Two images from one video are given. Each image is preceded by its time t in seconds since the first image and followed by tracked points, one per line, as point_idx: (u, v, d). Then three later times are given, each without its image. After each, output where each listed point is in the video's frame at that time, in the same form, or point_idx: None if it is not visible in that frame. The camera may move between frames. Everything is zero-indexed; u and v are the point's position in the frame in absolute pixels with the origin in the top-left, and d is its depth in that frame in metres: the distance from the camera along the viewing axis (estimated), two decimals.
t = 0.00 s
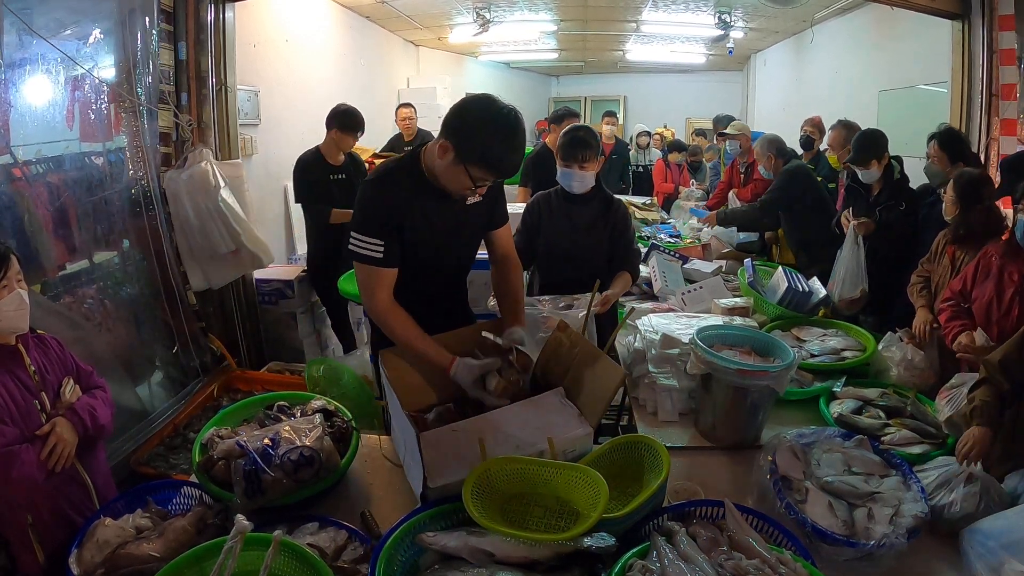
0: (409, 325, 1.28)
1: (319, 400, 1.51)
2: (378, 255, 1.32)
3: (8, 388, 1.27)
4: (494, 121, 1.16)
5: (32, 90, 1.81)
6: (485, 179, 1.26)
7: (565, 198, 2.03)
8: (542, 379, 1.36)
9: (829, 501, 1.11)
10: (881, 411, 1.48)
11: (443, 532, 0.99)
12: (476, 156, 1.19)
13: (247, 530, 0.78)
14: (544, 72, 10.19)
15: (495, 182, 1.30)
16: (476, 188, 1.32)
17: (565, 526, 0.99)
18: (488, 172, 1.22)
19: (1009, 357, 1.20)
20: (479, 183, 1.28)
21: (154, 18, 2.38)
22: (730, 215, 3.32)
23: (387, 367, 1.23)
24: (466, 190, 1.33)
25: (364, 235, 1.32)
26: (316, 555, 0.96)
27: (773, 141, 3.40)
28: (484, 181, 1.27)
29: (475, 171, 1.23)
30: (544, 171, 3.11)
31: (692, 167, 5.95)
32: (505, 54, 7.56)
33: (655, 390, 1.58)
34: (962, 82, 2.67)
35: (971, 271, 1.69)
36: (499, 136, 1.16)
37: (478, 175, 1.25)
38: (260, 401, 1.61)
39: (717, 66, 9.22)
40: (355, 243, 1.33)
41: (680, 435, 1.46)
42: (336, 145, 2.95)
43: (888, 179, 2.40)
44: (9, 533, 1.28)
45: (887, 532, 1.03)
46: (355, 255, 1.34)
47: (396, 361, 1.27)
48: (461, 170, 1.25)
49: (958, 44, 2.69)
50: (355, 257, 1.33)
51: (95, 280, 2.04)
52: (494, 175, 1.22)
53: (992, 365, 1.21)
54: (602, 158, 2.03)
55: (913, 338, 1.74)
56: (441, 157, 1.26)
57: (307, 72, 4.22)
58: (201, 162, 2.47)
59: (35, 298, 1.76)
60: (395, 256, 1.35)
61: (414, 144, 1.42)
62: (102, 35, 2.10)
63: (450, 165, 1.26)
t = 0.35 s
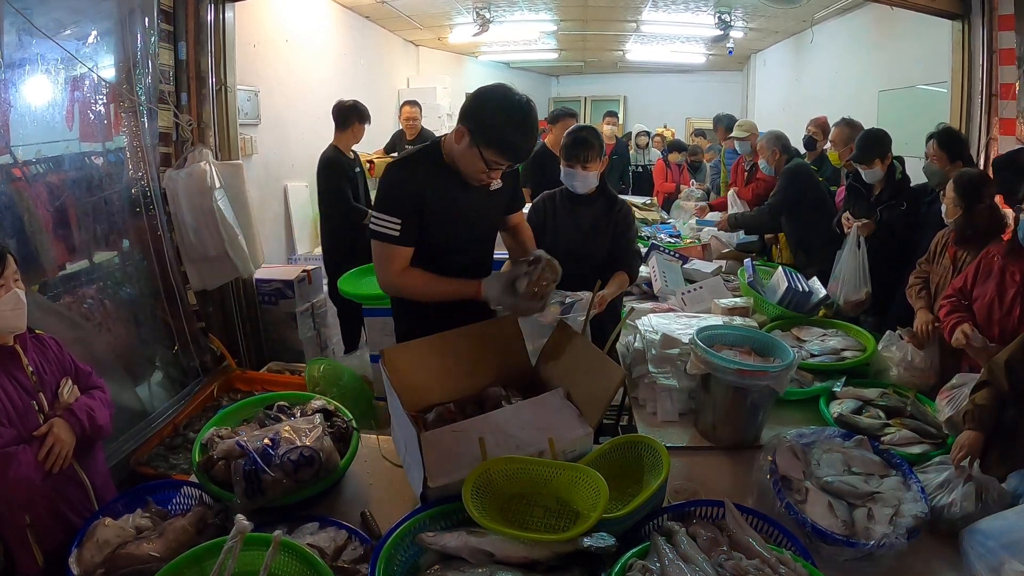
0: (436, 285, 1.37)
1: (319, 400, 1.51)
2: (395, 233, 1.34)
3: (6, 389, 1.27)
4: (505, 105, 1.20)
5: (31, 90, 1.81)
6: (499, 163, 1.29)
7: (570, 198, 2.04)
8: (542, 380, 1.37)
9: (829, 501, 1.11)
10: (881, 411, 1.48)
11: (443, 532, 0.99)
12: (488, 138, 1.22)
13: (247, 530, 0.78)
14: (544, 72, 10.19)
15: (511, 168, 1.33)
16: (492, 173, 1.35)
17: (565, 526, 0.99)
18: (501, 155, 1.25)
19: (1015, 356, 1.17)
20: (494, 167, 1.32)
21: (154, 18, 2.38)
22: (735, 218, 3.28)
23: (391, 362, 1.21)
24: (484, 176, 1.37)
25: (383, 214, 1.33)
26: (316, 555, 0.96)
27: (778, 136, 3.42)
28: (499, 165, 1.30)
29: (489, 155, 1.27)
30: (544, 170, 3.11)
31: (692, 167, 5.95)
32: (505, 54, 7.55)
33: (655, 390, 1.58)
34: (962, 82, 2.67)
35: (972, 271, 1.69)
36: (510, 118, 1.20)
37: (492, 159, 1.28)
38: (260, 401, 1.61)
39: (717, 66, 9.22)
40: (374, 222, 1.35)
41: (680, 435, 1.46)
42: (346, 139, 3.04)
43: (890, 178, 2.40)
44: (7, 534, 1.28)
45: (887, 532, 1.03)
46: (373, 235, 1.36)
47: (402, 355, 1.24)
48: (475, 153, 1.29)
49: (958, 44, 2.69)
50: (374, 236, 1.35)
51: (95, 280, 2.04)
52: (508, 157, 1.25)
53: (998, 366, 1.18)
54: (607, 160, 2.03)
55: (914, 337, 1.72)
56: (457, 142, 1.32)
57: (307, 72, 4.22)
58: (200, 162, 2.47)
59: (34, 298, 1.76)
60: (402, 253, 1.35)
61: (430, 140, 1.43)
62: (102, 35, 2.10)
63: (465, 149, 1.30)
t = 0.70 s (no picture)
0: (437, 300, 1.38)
1: (319, 400, 1.51)
2: (409, 233, 1.36)
3: (4, 390, 1.27)
4: (510, 106, 1.22)
5: (31, 90, 1.81)
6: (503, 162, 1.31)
7: (575, 200, 2.03)
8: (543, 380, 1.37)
9: (829, 501, 1.11)
10: (881, 411, 1.48)
11: (443, 532, 0.99)
12: (493, 137, 1.25)
13: (247, 530, 0.78)
14: (544, 72, 10.18)
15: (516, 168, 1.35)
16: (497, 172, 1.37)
17: (565, 527, 0.99)
18: (506, 155, 1.28)
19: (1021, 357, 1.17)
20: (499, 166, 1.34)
21: (154, 18, 2.38)
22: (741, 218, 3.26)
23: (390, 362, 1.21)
24: (490, 174, 1.39)
25: (397, 216, 1.35)
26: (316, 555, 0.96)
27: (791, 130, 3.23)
28: (503, 165, 1.32)
29: (494, 154, 1.29)
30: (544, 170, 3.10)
31: (692, 167, 5.95)
32: (505, 54, 7.55)
33: (655, 390, 1.58)
34: (962, 82, 2.67)
35: (973, 271, 1.69)
36: (515, 120, 1.22)
37: (497, 158, 1.30)
38: (260, 401, 1.61)
39: (717, 66, 9.21)
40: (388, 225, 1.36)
41: (680, 435, 1.46)
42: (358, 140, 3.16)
43: (891, 178, 2.40)
44: (4, 535, 1.27)
45: (887, 532, 1.03)
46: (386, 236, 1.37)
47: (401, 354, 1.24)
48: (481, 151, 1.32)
49: (958, 44, 2.69)
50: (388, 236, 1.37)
51: (95, 280, 2.04)
52: (511, 157, 1.27)
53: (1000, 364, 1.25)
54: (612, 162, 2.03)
55: (916, 337, 1.71)
56: (465, 139, 1.35)
57: (307, 72, 4.22)
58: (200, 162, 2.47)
59: (34, 299, 1.76)
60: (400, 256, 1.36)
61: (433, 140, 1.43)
62: (102, 35, 2.10)
63: (471, 147, 1.34)
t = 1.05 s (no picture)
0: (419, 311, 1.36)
1: (319, 400, 1.51)
2: (402, 248, 1.35)
3: (3, 390, 1.27)
4: (523, 120, 1.24)
5: (31, 90, 1.81)
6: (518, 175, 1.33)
7: (577, 201, 2.04)
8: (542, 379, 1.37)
9: (829, 501, 1.11)
10: (881, 411, 1.48)
11: (443, 532, 0.99)
12: (511, 154, 1.26)
13: (247, 530, 0.78)
14: (544, 72, 10.18)
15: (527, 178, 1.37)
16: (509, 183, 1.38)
17: (565, 527, 0.99)
18: (523, 169, 1.30)
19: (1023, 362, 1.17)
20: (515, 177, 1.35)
21: (154, 18, 2.38)
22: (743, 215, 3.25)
23: (390, 364, 1.21)
24: (500, 185, 1.40)
25: (392, 229, 1.34)
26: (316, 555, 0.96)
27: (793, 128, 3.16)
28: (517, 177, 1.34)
29: (511, 168, 1.30)
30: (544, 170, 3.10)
31: (692, 167, 5.95)
32: (505, 54, 7.54)
33: (655, 390, 1.58)
34: (962, 82, 2.67)
35: (973, 271, 1.69)
36: (530, 134, 1.24)
37: (513, 172, 1.32)
38: (259, 401, 1.61)
39: (717, 66, 9.21)
40: (382, 237, 1.35)
41: (680, 435, 1.46)
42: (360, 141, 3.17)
43: (892, 178, 2.40)
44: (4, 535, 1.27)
45: (887, 532, 1.03)
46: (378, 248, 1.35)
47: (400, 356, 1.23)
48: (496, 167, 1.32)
49: (958, 44, 2.69)
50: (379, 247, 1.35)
51: (95, 280, 2.03)
52: (529, 170, 1.29)
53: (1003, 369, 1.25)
54: (613, 163, 2.03)
55: (915, 337, 1.73)
56: (479, 154, 1.32)
57: (307, 72, 4.22)
58: (200, 162, 2.48)
59: (34, 299, 1.76)
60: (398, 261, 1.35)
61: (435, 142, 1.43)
62: (102, 35, 2.11)
63: (487, 162, 1.32)
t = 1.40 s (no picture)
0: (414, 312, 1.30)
1: (319, 400, 1.51)
2: (390, 229, 1.32)
3: (4, 389, 1.27)
4: (527, 102, 1.23)
5: (31, 90, 1.81)
6: (520, 163, 1.30)
7: (580, 200, 2.04)
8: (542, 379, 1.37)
9: (829, 501, 1.11)
10: (881, 411, 1.48)
11: (443, 532, 0.99)
12: (515, 137, 1.24)
13: (247, 530, 0.78)
14: (544, 72, 10.18)
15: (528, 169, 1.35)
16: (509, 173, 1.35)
17: (565, 527, 0.99)
18: (526, 155, 1.27)
19: None
20: (515, 167, 1.33)
21: (154, 18, 2.38)
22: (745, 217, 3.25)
23: (391, 363, 1.20)
24: (501, 176, 1.37)
25: (386, 207, 1.33)
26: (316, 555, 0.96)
27: (795, 128, 3.12)
28: (519, 166, 1.31)
29: (513, 154, 1.28)
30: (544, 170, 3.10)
31: (692, 167, 5.94)
32: (506, 54, 7.54)
33: (655, 390, 1.58)
34: (962, 82, 2.67)
35: (973, 272, 1.69)
36: (533, 116, 1.22)
37: (515, 159, 1.29)
38: (260, 401, 1.61)
39: (717, 66, 9.21)
40: (375, 212, 1.33)
41: (680, 435, 1.46)
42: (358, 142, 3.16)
43: (894, 178, 2.40)
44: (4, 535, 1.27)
45: (887, 532, 1.03)
46: (370, 222, 1.34)
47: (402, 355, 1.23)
48: (498, 152, 1.30)
49: (958, 44, 2.69)
50: (370, 223, 1.33)
51: (95, 280, 2.03)
52: (532, 158, 1.27)
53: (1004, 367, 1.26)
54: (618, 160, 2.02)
55: (915, 337, 1.72)
56: (482, 138, 1.30)
57: (307, 72, 4.22)
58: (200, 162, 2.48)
59: (34, 299, 1.76)
60: (392, 249, 1.34)
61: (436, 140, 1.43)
62: (102, 35, 2.11)
63: (489, 146, 1.29)
